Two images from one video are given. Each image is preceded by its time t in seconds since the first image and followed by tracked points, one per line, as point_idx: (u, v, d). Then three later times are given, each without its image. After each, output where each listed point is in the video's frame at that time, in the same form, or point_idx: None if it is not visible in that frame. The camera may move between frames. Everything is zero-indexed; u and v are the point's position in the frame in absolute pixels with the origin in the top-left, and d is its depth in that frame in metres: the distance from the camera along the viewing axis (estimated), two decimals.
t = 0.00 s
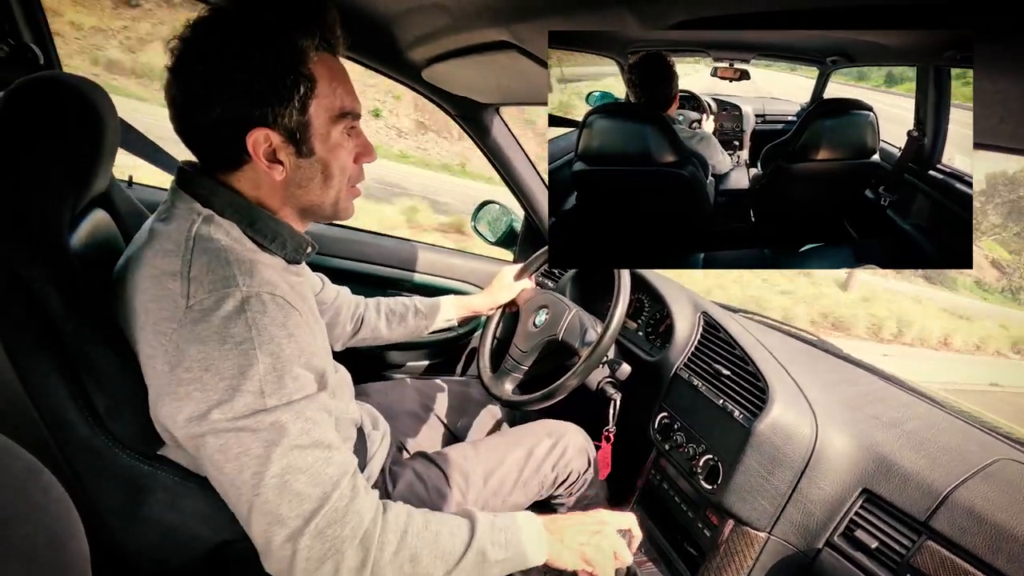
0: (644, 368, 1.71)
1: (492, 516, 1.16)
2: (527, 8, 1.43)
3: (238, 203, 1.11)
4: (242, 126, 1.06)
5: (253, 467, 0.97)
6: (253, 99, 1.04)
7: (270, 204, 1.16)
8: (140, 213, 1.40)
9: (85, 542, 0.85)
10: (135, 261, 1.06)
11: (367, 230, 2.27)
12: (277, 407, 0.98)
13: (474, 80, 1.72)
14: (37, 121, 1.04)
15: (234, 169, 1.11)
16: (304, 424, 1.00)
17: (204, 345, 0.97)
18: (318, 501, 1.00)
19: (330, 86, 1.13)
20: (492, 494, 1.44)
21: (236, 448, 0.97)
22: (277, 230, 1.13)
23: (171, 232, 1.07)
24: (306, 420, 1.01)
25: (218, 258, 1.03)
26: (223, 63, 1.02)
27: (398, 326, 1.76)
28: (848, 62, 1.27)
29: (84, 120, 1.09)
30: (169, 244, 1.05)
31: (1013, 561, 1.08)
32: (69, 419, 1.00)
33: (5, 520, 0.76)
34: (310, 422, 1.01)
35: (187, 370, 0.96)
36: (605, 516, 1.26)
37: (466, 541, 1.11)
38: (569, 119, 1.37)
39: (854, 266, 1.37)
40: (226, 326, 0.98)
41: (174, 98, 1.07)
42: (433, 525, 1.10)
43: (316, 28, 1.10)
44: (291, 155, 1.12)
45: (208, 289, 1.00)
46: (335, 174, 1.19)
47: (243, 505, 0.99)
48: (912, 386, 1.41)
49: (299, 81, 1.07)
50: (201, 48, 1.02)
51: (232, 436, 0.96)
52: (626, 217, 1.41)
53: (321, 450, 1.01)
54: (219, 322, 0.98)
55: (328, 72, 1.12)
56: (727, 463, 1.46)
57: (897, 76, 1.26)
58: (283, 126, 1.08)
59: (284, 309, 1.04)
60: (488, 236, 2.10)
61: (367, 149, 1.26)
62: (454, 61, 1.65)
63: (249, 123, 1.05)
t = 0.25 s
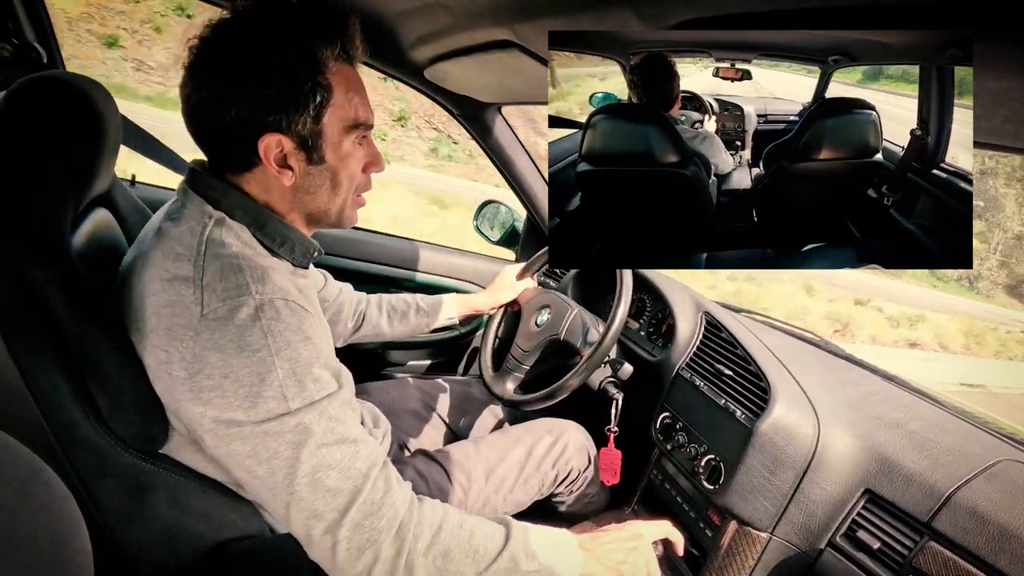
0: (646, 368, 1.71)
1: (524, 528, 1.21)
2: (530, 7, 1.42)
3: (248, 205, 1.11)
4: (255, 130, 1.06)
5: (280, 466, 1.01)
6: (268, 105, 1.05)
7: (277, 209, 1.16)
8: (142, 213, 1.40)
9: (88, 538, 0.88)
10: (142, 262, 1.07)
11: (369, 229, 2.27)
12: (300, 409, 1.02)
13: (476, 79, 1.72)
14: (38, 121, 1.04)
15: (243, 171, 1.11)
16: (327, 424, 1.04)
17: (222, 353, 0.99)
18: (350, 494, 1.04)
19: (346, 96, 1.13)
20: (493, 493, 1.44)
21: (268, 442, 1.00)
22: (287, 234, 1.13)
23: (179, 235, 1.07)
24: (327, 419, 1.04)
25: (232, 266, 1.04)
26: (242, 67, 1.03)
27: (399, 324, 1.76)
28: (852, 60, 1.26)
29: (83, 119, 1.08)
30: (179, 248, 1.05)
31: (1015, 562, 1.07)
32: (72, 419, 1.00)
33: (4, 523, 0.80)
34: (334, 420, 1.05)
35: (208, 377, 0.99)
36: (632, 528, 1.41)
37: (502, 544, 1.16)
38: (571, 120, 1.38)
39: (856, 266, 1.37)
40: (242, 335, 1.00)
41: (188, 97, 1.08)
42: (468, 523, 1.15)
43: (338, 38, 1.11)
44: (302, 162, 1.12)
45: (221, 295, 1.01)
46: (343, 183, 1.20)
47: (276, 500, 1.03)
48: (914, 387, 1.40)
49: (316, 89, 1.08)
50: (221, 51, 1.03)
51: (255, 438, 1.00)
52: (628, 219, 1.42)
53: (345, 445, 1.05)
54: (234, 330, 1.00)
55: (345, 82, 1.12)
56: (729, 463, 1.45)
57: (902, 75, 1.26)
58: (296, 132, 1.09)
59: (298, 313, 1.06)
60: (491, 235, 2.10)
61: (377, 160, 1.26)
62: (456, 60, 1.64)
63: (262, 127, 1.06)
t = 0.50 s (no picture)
0: (648, 369, 1.71)
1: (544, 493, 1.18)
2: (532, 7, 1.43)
3: (257, 208, 1.11)
4: (271, 133, 1.06)
5: (293, 464, 0.99)
6: (284, 108, 1.05)
7: (288, 212, 1.16)
8: (147, 213, 1.40)
9: (89, 539, 0.86)
10: (149, 264, 1.07)
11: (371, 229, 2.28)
12: (315, 405, 1.01)
13: (478, 80, 1.72)
14: (40, 120, 1.04)
15: (257, 173, 1.11)
16: (341, 417, 1.03)
17: (231, 354, 0.99)
18: (373, 482, 1.02)
19: (362, 101, 1.14)
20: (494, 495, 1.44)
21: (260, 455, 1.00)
22: (293, 237, 1.13)
23: (188, 236, 1.07)
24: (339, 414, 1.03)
25: (238, 268, 1.03)
26: (261, 70, 1.04)
27: (402, 324, 1.76)
28: (852, 61, 1.27)
29: (84, 118, 1.08)
30: (187, 250, 1.06)
31: (1017, 565, 1.07)
32: (75, 417, 1.00)
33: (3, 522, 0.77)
34: (348, 413, 1.04)
35: (220, 379, 0.99)
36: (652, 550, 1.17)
37: (533, 518, 1.13)
38: (572, 120, 1.37)
39: (858, 266, 1.36)
40: (250, 337, 0.99)
41: (205, 99, 1.08)
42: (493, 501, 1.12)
43: (358, 45, 1.11)
44: (316, 165, 1.12)
45: (227, 298, 1.01)
46: (355, 187, 1.20)
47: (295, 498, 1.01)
48: (916, 388, 1.40)
49: (333, 94, 1.08)
50: (240, 55, 1.04)
51: (268, 438, 0.99)
52: (630, 218, 1.43)
53: (362, 436, 1.03)
54: (241, 333, 0.99)
55: (361, 86, 1.13)
56: (730, 464, 1.45)
57: (904, 75, 1.26)
58: (311, 136, 1.09)
59: (304, 313, 1.05)
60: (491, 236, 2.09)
61: (387, 165, 1.27)
62: (459, 60, 1.64)
63: (278, 130, 1.06)
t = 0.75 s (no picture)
0: (650, 369, 1.71)
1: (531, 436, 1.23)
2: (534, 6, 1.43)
3: (263, 213, 1.11)
4: (274, 135, 1.07)
5: (296, 471, 1.01)
6: (286, 109, 1.06)
7: (292, 213, 1.16)
8: (154, 212, 1.41)
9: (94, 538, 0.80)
10: (154, 269, 1.08)
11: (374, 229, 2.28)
12: (318, 412, 1.02)
13: (481, 80, 1.72)
14: (44, 118, 1.04)
15: (261, 175, 1.12)
16: (344, 424, 1.04)
17: (239, 363, 1.00)
18: (372, 484, 1.05)
19: (364, 102, 1.14)
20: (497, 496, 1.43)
21: (263, 462, 1.01)
22: (299, 240, 1.13)
23: (194, 240, 1.07)
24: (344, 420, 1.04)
25: (243, 275, 1.04)
26: (263, 73, 1.04)
27: (405, 325, 1.77)
28: (853, 61, 1.28)
29: (88, 116, 1.09)
30: (194, 255, 1.06)
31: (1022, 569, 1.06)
32: (79, 414, 1.01)
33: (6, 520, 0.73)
34: (350, 419, 1.05)
35: (226, 385, 1.00)
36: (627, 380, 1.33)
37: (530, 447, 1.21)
38: (575, 121, 1.37)
39: (860, 266, 1.37)
40: (256, 345, 1.00)
41: (208, 102, 1.09)
42: (483, 467, 1.17)
43: (359, 45, 1.11)
44: (318, 167, 1.13)
45: (234, 306, 1.02)
46: (358, 188, 1.20)
47: (297, 500, 1.03)
48: (920, 390, 1.39)
49: (334, 95, 1.08)
50: (243, 57, 1.05)
51: (274, 444, 1.00)
52: (636, 219, 1.42)
53: (362, 441, 1.05)
54: (247, 343, 1.00)
55: (363, 88, 1.13)
56: (733, 465, 1.45)
57: (906, 75, 1.26)
58: (314, 137, 1.09)
59: (310, 318, 1.06)
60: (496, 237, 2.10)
61: (389, 166, 1.27)
62: (462, 61, 1.65)
63: (281, 132, 1.07)
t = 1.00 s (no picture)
0: (654, 370, 1.70)
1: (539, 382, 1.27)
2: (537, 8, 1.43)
3: (277, 220, 1.12)
4: (293, 142, 1.08)
5: (337, 455, 1.04)
6: (307, 118, 1.06)
7: (303, 219, 1.17)
8: (157, 214, 1.42)
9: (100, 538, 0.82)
10: (171, 274, 1.08)
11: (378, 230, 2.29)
12: (353, 396, 1.05)
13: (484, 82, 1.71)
14: (50, 122, 1.05)
15: (275, 180, 1.12)
16: (377, 401, 1.08)
17: (271, 364, 1.02)
18: (410, 455, 1.09)
19: (381, 114, 1.15)
20: (501, 497, 1.43)
21: (305, 439, 1.04)
22: (309, 248, 1.15)
23: (211, 246, 1.07)
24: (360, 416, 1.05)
25: (265, 278, 1.05)
26: (286, 82, 1.05)
27: (404, 331, 1.78)
28: (855, 61, 1.28)
29: (95, 122, 1.10)
30: (212, 260, 1.06)
31: None
32: (84, 416, 1.02)
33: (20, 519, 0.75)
34: (381, 397, 1.09)
35: (259, 383, 1.02)
36: (624, 318, 1.36)
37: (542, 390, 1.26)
38: (575, 120, 1.37)
39: (861, 268, 1.36)
40: (288, 344, 1.02)
41: (228, 108, 1.09)
42: (501, 419, 1.21)
43: (379, 60, 1.13)
44: (333, 175, 1.14)
45: (260, 310, 1.02)
46: (370, 198, 1.20)
47: (341, 476, 1.07)
48: (926, 391, 1.39)
49: (354, 107, 1.10)
50: (265, 67, 1.06)
51: (315, 429, 1.03)
52: (637, 219, 1.42)
53: (394, 412, 1.09)
54: (278, 342, 1.02)
55: (380, 100, 1.14)
56: (738, 467, 1.44)
57: (906, 76, 1.27)
58: (331, 146, 1.10)
59: (332, 312, 1.09)
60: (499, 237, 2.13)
61: (399, 177, 1.28)
62: (466, 62, 1.64)
63: (299, 140, 1.08)
